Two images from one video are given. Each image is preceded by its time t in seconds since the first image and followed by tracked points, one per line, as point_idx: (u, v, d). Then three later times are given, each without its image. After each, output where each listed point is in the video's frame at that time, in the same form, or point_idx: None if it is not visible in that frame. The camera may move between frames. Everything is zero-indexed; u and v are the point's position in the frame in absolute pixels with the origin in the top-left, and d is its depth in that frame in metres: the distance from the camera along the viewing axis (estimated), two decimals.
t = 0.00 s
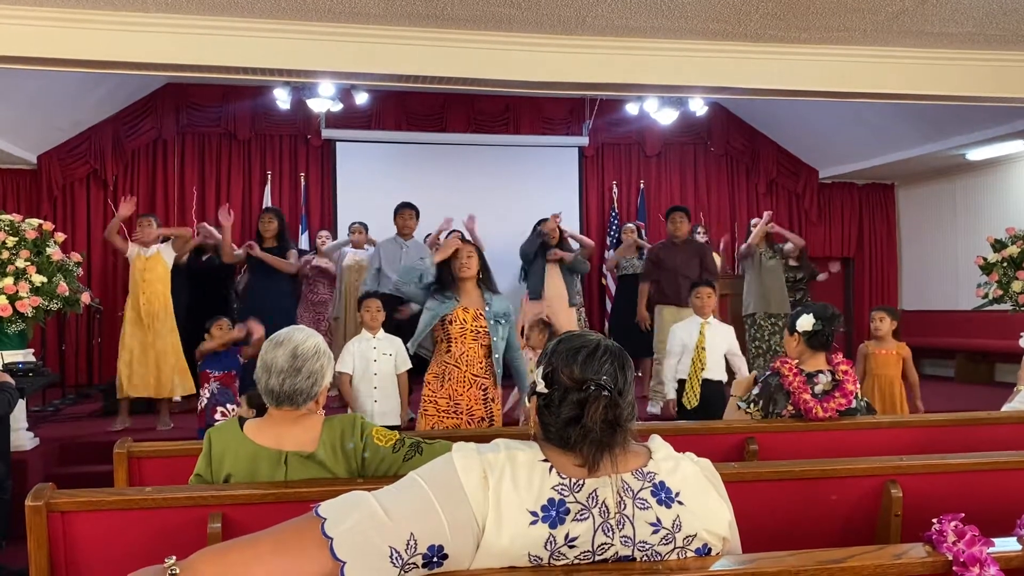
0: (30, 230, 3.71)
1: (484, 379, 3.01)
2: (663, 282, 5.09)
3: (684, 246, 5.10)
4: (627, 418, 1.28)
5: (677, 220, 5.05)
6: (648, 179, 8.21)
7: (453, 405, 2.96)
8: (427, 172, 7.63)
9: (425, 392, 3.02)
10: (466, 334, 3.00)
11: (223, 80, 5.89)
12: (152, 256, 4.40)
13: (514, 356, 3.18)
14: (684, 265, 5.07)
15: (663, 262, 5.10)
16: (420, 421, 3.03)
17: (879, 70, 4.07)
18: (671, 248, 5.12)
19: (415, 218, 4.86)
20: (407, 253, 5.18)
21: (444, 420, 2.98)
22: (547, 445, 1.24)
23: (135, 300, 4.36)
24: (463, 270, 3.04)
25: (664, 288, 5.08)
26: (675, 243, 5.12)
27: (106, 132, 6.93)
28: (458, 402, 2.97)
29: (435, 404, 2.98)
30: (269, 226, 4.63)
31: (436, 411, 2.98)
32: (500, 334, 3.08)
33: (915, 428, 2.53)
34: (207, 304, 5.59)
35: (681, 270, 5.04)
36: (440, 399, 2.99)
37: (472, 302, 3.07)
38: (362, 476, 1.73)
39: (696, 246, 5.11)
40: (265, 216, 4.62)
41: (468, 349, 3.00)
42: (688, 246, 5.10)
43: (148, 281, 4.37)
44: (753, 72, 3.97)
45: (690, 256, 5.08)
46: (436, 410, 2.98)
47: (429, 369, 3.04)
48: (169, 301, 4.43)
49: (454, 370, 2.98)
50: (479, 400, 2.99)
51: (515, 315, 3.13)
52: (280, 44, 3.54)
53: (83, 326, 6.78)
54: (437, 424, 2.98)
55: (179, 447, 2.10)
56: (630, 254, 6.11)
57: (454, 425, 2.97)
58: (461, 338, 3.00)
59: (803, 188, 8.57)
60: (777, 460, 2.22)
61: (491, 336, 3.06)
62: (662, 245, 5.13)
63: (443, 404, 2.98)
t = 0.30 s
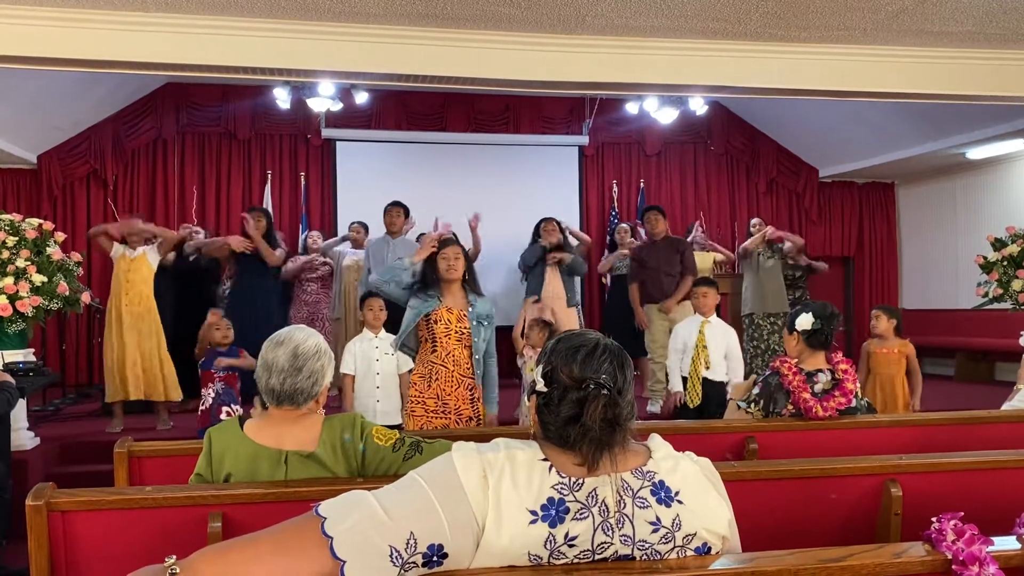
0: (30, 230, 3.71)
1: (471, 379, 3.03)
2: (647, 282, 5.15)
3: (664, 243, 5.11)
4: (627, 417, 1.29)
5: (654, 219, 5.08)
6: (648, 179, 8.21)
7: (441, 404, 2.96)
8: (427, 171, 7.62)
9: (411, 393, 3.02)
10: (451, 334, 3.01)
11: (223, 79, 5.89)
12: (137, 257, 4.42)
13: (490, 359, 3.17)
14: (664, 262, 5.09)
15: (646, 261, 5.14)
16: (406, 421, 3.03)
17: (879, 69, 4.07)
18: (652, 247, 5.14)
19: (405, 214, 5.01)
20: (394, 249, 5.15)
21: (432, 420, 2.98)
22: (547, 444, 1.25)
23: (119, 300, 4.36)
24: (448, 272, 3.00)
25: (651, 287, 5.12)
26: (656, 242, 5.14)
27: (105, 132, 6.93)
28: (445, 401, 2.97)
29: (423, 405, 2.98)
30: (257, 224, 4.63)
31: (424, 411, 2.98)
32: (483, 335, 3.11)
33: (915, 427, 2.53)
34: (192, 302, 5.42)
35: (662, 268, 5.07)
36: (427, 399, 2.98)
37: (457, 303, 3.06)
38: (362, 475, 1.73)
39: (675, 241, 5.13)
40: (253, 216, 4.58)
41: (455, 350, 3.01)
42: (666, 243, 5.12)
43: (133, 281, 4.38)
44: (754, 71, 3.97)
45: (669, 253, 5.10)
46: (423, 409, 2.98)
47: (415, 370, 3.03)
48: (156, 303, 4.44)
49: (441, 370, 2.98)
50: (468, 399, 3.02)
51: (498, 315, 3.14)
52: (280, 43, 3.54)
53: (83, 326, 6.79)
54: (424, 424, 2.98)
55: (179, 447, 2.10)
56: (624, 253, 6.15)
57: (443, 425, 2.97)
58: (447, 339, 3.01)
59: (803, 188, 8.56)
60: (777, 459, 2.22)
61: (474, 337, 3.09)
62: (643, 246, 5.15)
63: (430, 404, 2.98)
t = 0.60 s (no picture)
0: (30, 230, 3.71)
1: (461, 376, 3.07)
2: (645, 282, 5.09)
3: (659, 240, 5.06)
4: (627, 417, 1.28)
5: (649, 219, 5.01)
6: (648, 178, 8.22)
7: (435, 404, 2.98)
8: (427, 171, 7.62)
9: (402, 395, 3.02)
10: (442, 337, 3.03)
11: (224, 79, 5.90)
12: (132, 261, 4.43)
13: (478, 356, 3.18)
14: (660, 263, 5.04)
15: (643, 261, 5.08)
16: (397, 424, 3.03)
17: (879, 68, 4.07)
18: (648, 247, 5.09)
19: (393, 214, 4.82)
20: (383, 251, 4.95)
21: (426, 421, 2.98)
22: (547, 444, 1.25)
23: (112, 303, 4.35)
24: (440, 272, 2.98)
25: (649, 288, 5.06)
26: (653, 241, 5.07)
27: (105, 132, 6.93)
28: (438, 401, 3.00)
29: (416, 405, 2.99)
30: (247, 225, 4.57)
31: (417, 412, 2.99)
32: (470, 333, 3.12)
33: (915, 426, 2.53)
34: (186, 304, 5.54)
35: (661, 269, 5.02)
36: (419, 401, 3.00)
37: (444, 304, 3.05)
38: (362, 475, 1.73)
39: (669, 240, 5.11)
40: (243, 215, 4.53)
41: (446, 350, 3.03)
42: (663, 242, 5.08)
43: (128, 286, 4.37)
44: (754, 71, 3.97)
45: (665, 252, 5.06)
46: (416, 411, 2.99)
47: (407, 370, 3.02)
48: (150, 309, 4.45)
49: (433, 370, 3.00)
50: (457, 398, 3.04)
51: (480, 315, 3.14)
52: (280, 43, 3.54)
53: (83, 326, 6.80)
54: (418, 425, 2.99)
55: (179, 446, 2.10)
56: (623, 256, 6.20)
57: (438, 424, 2.98)
58: (438, 341, 3.02)
59: (803, 188, 8.56)
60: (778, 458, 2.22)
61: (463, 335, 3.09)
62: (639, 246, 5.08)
63: (423, 404, 2.99)
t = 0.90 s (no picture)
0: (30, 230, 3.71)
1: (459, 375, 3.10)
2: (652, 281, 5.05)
3: (671, 242, 4.96)
4: (627, 417, 1.28)
5: (660, 218, 4.88)
6: (648, 178, 8.21)
7: (438, 403, 2.99)
8: (428, 170, 7.63)
9: (404, 397, 3.00)
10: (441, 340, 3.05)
11: (224, 79, 5.90)
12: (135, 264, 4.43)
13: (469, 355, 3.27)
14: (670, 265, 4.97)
15: (654, 261, 4.99)
16: (399, 425, 3.00)
17: (879, 69, 4.07)
18: (659, 246, 4.98)
19: (385, 214, 4.85)
20: (374, 252, 4.90)
21: (431, 421, 2.98)
22: (547, 444, 1.24)
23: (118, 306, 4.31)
24: (443, 273, 3.01)
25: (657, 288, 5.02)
26: (662, 241, 4.98)
27: (105, 132, 6.92)
28: (442, 400, 3.01)
29: (420, 406, 2.99)
30: (249, 224, 4.68)
31: (421, 413, 2.98)
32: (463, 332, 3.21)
33: (915, 426, 2.53)
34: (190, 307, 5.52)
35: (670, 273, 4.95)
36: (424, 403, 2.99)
37: (440, 307, 3.07)
38: (362, 475, 1.73)
39: (681, 241, 4.98)
40: (247, 215, 4.66)
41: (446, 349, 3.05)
42: (675, 243, 4.96)
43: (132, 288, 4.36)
44: (754, 71, 3.97)
45: (677, 253, 4.96)
46: (421, 413, 2.98)
47: (408, 375, 2.99)
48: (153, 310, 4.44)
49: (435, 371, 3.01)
50: (456, 393, 3.07)
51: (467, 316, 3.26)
52: (280, 43, 3.54)
53: (83, 326, 6.80)
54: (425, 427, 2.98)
55: (180, 446, 2.10)
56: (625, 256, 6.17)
57: (443, 423, 2.99)
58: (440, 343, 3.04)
59: (803, 187, 8.55)
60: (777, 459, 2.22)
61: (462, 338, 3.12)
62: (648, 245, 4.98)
63: (427, 405, 2.99)
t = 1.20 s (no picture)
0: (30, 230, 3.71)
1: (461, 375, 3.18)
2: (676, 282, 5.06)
3: (695, 243, 5.07)
4: (627, 418, 1.29)
5: (685, 220, 4.98)
6: (648, 179, 8.21)
7: (446, 404, 3.07)
8: (427, 171, 7.63)
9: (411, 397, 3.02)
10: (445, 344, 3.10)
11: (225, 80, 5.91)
12: (152, 264, 4.43)
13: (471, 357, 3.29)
14: (693, 267, 5.04)
15: (678, 262, 5.05)
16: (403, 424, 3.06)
17: (878, 70, 4.07)
18: (683, 247, 5.07)
19: (381, 215, 4.84)
20: (369, 253, 4.90)
21: (437, 421, 3.05)
22: (546, 445, 1.25)
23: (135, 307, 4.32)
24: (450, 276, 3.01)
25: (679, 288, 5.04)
26: (686, 242, 5.08)
27: (105, 133, 6.93)
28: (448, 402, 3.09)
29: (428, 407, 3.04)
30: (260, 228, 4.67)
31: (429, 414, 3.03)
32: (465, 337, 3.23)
33: (915, 427, 2.53)
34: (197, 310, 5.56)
35: (695, 275, 5.04)
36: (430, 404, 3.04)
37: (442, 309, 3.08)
38: (362, 475, 1.74)
39: (705, 244, 5.12)
40: (259, 218, 4.65)
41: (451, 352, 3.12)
42: (698, 244, 5.09)
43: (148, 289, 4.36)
44: (754, 72, 3.97)
45: (702, 253, 5.08)
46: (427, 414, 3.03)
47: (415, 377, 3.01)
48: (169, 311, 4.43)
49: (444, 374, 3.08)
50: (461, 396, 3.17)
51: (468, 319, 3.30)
52: (280, 44, 3.54)
53: (83, 326, 6.80)
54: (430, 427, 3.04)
55: (180, 447, 2.11)
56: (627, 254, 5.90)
57: (449, 424, 3.08)
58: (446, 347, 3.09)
59: (803, 188, 8.55)
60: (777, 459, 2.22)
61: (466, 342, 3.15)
62: (673, 245, 5.06)
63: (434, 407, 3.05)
